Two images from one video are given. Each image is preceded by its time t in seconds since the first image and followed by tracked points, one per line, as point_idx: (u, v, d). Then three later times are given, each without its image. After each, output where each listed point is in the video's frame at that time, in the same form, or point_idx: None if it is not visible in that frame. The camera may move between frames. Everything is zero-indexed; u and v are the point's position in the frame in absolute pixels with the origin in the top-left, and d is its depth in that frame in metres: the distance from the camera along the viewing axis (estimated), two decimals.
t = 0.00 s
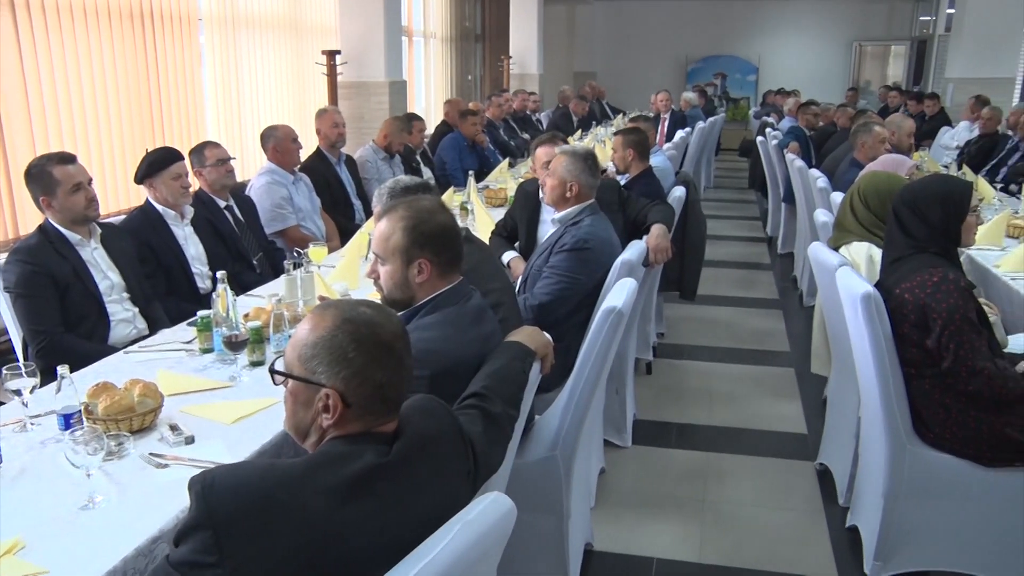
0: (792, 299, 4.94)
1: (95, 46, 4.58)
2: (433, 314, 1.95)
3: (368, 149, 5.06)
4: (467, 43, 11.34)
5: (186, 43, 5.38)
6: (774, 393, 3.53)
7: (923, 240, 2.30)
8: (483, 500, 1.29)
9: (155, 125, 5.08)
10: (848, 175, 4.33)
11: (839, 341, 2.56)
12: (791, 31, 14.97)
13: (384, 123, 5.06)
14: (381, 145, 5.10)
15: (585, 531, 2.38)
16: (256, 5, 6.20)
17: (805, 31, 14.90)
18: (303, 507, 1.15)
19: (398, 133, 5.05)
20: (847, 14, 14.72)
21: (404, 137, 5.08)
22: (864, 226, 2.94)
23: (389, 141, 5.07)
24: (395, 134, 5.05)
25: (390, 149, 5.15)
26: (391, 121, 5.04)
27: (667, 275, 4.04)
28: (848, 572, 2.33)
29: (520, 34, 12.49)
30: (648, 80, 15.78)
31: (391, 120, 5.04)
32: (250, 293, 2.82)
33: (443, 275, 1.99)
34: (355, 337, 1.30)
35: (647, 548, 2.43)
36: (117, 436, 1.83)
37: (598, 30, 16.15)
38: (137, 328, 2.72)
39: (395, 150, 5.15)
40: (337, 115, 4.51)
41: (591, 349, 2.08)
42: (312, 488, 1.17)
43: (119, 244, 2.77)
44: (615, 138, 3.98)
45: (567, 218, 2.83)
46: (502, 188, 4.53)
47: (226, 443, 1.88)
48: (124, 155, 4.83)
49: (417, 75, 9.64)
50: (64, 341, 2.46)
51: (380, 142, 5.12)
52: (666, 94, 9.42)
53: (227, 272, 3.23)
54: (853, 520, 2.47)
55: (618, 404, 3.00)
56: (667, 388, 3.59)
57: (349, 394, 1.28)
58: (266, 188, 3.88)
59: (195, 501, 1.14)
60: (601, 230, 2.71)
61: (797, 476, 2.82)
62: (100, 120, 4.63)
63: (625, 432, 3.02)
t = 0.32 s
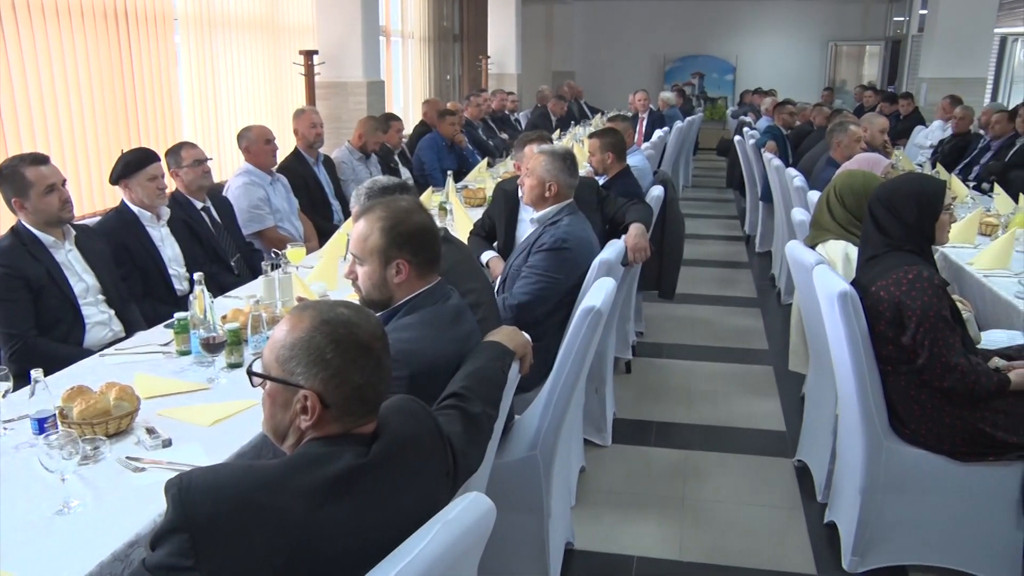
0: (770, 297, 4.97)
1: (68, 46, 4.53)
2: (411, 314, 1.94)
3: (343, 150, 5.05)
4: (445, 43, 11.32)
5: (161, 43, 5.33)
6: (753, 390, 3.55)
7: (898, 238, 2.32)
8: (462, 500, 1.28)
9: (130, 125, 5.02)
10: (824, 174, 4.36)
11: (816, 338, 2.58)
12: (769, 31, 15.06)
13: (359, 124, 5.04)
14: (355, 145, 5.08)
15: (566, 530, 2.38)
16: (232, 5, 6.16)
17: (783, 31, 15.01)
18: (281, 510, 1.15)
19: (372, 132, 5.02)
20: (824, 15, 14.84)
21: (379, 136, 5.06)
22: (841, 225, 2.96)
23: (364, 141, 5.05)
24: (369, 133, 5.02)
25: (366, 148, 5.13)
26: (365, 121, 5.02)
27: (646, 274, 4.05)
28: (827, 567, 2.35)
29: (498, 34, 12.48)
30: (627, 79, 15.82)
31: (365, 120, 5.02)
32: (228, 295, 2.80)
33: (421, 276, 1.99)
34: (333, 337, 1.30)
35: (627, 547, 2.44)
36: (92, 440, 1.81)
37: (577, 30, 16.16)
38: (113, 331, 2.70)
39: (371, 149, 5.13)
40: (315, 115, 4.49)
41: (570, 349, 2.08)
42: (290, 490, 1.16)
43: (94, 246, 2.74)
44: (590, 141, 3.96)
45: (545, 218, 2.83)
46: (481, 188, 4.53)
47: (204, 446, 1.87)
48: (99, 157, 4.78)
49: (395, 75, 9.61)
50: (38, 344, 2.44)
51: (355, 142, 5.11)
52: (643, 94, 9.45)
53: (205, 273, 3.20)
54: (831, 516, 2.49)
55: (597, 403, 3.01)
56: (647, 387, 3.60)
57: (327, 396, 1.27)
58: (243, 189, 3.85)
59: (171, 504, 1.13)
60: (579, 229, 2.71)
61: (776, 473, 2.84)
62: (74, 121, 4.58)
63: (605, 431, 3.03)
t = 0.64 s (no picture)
0: (748, 296, 5.00)
1: (42, 46, 4.48)
2: (391, 315, 1.94)
3: (322, 150, 5.03)
4: (424, 43, 11.28)
5: (137, 43, 5.29)
6: (732, 388, 3.57)
7: (874, 236, 2.35)
8: (442, 500, 1.28)
9: (106, 125, 4.98)
10: (801, 173, 4.39)
11: (795, 335, 2.60)
12: (748, 30, 15.14)
13: (336, 124, 5.02)
14: (334, 145, 5.06)
15: (547, 529, 2.38)
16: (209, 4, 6.13)
17: (762, 31, 15.10)
18: (259, 512, 1.14)
19: (350, 131, 5.00)
20: (802, 15, 14.95)
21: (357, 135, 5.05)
22: (819, 223, 2.99)
23: (342, 140, 5.04)
24: (347, 133, 5.01)
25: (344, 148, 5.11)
26: (343, 121, 5.00)
27: (625, 273, 4.06)
28: (806, 562, 2.37)
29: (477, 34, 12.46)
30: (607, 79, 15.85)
31: (343, 120, 5.00)
32: (206, 296, 2.79)
33: (400, 276, 1.98)
34: (311, 338, 1.29)
35: (609, 545, 2.44)
36: (68, 444, 1.79)
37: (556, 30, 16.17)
38: (88, 333, 2.67)
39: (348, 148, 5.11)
40: (293, 116, 4.47)
41: (550, 349, 2.08)
42: (269, 492, 1.16)
43: (69, 248, 2.72)
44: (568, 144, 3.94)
45: (524, 218, 2.84)
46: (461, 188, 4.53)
47: (183, 448, 1.85)
48: (74, 157, 4.73)
49: (373, 75, 9.57)
50: (12, 347, 2.42)
51: (332, 142, 5.09)
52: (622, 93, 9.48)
53: (182, 274, 3.18)
54: (810, 512, 2.51)
55: (578, 402, 3.01)
56: (628, 386, 3.62)
57: (306, 397, 1.26)
58: (221, 190, 3.83)
59: (149, 508, 1.12)
60: (559, 229, 2.72)
61: (755, 470, 2.86)
62: (48, 122, 4.53)
63: (586, 430, 3.04)
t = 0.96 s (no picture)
0: (728, 294, 5.03)
1: (17, 45, 4.44)
2: (370, 316, 1.93)
3: (300, 150, 5.00)
4: (404, 43, 11.25)
5: (114, 43, 5.24)
6: (713, 387, 3.59)
7: (852, 235, 2.36)
8: (424, 500, 1.27)
9: (82, 126, 4.93)
10: (780, 172, 4.42)
11: (775, 334, 2.61)
12: (729, 30, 15.20)
13: (304, 122, 5.01)
14: (310, 144, 5.04)
15: (529, 529, 2.38)
16: (186, 4, 6.09)
17: (742, 30, 15.17)
18: (239, 515, 1.14)
19: (321, 127, 4.98)
20: (782, 15, 15.04)
21: (329, 129, 5.03)
22: (797, 221, 3.01)
23: (316, 137, 5.01)
24: (319, 128, 4.98)
25: (320, 147, 5.07)
26: (311, 116, 5.00)
27: (607, 272, 4.07)
28: (787, 560, 2.38)
29: (456, 34, 12.44)
30: (589, 79, 15.88)
31: (311, 115, 5.00)
32: (185, 298, 2.77)
33: (380, 277, 1.97)
34: (290, 340, 1.28)
35: (591, 545, 2.45)
36: (45, 448, 1.77)
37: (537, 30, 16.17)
38: (65, 336, 2.65)
39: (325, 146, 5.08)
40: (272, 116, 4.44)
41: (531, 348, 2.08)
42: (250, 495, 1.15)
43: (45, 250, 2.70)
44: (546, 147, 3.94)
45: (505, 217, 2.83)
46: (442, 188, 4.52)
47: (162, 452, 1.84)
48: (49, 158, 4.68)
49: (353, 75, 9.54)
50: None
51: (308, 142, 5.06)
52: (602, 93, 9.49)
53: (160, 276, 3.16)
54: (791, 509, 2.52)
55: (560, 402, 3.02)
56: (610, 385, 3.63)
57: (286, 399, 1.26)
58: (199, 191, 3.81)
59: (127, 512, 1.12)
60: (539, 228, 2.72)
61: (736, 469, 2.87)
62: (23, 122, 4.48)
63: (568, 430, 3.04)
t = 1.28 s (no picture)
0: (707, 293, 5.05)
1: None
2: (349, 316, 1.92)
3: (278, 151, 4.98)
4: (382, 43, 11.21)
5: (89, 42, 5.20)
6: (693, 386, 3.60)
7: (829, 233, 2.38)
8: (403, 502, 1.27)
9: (57, 126, 4.88)
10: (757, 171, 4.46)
11: (754, 332, 2.63)
12: (708, 30, 15.27)
13: (279, 122, 4.97)
14: (287, 144, 5.01)
15: (510, 529, 2.38)
16: (162, 4, 6.05)
17: (721, 30, 15.25)
18: (218, 520, 1.13)
19: (296, 126, 4.94)
20: (760, 15, 15.13)
21: (303, 127, 4.98)
22: (773, 220, 3.04)
23: (291, 136, 4.98)
24: (293, 128, 4.94)
25: (297, 147, 5.05)
26: (285, 116, 4.94)
27: (586, 271, 4.08)
28: (766, 556, 2.40)
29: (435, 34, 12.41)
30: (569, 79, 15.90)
31: (284, 115, 4.94)
32: (163, 300, 2.76)
33: (358, 278, 1.97)
34: (267, 342, 1.28)
35: (572, 544, 2.45)
36: (18, 453, 1.75)
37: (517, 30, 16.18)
38: (39, 339, 2.62)
39: (301, 145, 5.05)
40: (250, 117, 4.42)
41: (511, 348, 2.08)
42: (228, 498, 1.14)
43: (18, 253, 2.67)
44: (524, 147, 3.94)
45: (484, 218, 2.83)
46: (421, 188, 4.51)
47: (138, 455, 1.82)
48: (22, 159, 4.63)
49: (331, 75, 9.51)
50: None
51: (285, 142, 5.03)
52: (581, 92, 9.52)
53: (138, 278, 3.13)
54: (770, 507, 2.54)
55: (540, 402, 3.02)
56: (590, 384, 3.63)
57: (264, 401, 1.25)
58: (176, 192, 3.78)
59: (104, 517, 1.11)
60: (518, 228, 2.72)
61: (716, 467, 2.89)
62: None
63: (548, 430, 3.05)
